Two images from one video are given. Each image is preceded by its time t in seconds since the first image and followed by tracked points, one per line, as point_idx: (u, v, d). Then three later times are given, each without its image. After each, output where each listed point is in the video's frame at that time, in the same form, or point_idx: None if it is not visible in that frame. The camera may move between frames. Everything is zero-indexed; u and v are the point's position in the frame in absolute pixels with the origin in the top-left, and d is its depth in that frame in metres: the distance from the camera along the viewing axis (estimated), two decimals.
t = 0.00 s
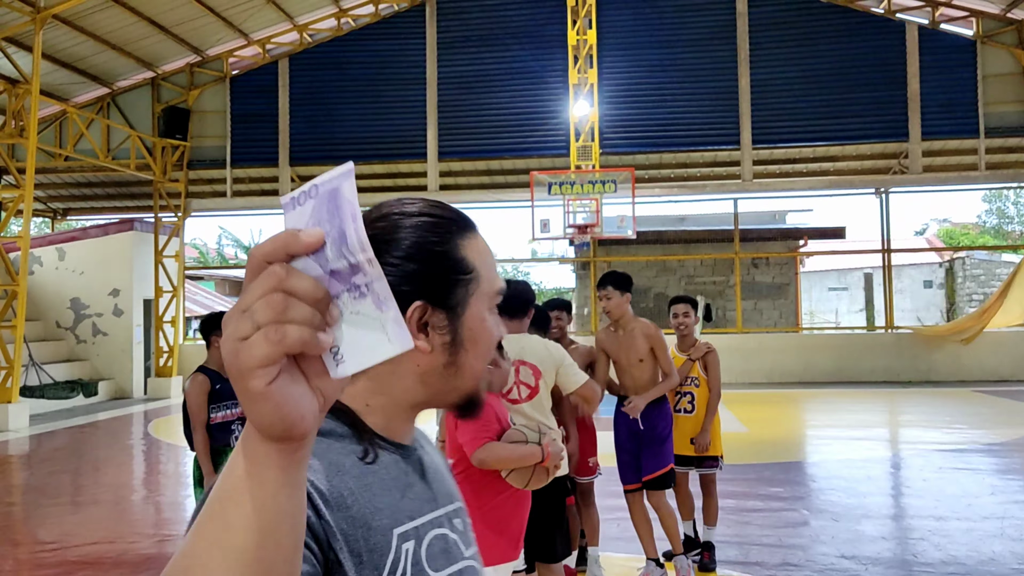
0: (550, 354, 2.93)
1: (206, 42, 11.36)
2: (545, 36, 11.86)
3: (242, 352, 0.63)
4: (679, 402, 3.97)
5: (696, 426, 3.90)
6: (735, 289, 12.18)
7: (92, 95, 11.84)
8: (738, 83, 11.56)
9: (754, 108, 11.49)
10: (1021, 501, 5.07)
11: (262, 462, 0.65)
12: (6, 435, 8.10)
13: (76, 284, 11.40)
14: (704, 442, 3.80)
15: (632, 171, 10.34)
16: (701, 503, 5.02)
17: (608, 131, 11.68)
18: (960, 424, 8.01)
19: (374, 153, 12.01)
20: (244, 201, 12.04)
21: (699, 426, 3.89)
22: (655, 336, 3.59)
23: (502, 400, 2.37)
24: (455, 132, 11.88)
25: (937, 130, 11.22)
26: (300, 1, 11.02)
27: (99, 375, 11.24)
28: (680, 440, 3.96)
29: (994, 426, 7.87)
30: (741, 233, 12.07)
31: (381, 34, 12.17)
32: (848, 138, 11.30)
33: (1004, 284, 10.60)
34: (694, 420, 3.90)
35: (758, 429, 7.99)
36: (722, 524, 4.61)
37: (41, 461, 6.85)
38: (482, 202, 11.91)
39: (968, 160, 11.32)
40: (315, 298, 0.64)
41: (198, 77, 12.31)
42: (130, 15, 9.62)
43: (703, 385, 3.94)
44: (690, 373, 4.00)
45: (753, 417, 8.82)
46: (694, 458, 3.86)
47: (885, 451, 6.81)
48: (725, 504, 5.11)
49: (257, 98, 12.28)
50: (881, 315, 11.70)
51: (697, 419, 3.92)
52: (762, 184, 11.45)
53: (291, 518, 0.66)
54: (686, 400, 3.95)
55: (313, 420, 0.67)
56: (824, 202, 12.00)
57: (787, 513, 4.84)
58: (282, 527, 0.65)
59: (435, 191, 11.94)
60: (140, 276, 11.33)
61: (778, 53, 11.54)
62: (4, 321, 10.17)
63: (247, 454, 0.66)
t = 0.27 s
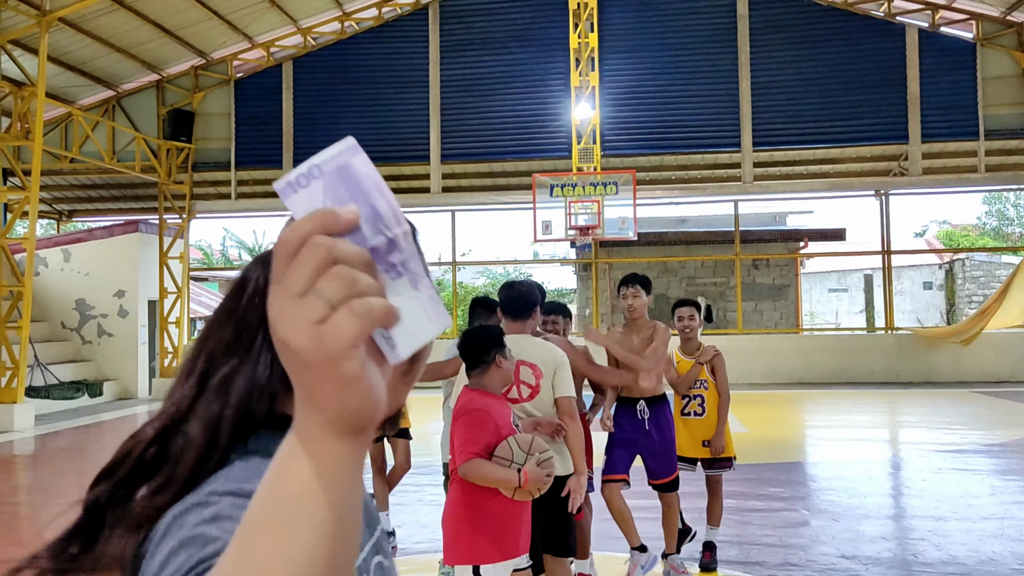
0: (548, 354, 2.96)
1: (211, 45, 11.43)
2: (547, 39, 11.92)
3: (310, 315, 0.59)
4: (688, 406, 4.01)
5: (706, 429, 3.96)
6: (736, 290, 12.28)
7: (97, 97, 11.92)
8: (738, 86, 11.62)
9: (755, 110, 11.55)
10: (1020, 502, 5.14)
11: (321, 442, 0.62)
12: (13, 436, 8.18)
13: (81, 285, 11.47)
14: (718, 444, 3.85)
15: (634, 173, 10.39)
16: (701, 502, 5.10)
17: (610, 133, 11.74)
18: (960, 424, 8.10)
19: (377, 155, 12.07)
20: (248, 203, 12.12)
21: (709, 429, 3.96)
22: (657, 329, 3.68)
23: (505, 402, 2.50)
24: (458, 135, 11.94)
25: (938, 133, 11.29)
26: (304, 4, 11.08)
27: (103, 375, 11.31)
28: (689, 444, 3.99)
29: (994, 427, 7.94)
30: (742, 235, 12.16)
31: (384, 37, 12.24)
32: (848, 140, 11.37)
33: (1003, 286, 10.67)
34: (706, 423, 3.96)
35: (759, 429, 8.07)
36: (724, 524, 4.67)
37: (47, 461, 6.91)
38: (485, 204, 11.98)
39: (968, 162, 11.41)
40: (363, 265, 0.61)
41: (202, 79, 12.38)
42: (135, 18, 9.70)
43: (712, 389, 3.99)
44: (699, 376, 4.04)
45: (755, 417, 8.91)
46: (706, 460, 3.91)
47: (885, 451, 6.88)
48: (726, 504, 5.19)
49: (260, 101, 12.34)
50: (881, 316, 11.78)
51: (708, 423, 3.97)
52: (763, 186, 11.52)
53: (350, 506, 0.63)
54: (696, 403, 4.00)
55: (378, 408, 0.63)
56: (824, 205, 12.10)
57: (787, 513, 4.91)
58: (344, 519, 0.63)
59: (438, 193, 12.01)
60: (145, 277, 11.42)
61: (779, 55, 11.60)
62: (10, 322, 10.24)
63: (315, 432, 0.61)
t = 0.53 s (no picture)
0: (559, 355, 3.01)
1: (214, 47, 11.45)
2: (549, 41, 11.93)
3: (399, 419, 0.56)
4: (687, 406, 4.00)
5: (706, 429, 3.94)
6: (739, 292, 12.26)
7: (100, 99, 11.95)
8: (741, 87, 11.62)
9: (757, 112, 11.55)
10: None
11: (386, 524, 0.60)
12: (17, 437, 8.19)
13: (84, 287, 11.50)
14: (723, 445, 3.88)
15: (636, 174, 10.40)
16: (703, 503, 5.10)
17: (612, 135, 11.75)
18: (964, 425, 8.08)
19: (380, 157, 12.08)
20: (251, 205, 12.14)
21: (709, 429, 3.94)
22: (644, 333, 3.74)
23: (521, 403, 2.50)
24: (461, 137, 11.95)
25: (941, 134, 11.27)
26: (307, 6, 11.10)
27: (107, 376, 11.32)
28: (688, 443, 3.98)
29: (998, 428, 7.91)
30: (745, 236, 12.15)
31: (387, 39, 12.26)
32: (851, 141, 11.37)
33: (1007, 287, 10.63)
34: (705, 423, 3.94)
35: (762, 430, 8.06)
36: (726, 525, 4.67)
37: (50, 462, 6.92)
38: (487, 206, 11.98)
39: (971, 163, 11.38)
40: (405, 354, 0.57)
41: (205, 81, 12.41)
42: (139, 20, 9.73)
43: (711, 390, 3.99)
44: (698, 377, 4.04)
45: (757, 418, 8.90)
46: (707, 461, 3.91)
47: (888, 453, 6.85)
48: (728, 505, 5.18)
49: (263, 103, 12.37)
50: (884, 317, 11.75)
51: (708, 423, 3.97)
52: (765, 187, 11.52)
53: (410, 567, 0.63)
54: (695, 404, 3.98)
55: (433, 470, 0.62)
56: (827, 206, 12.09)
57: (790, 515, 4.90)
58: None
59: (441, 194, 12.02)
60: (148, 278, 11.45)
61: (782, 57, 11.60)
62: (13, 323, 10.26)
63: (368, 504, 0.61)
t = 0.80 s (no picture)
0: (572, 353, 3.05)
1: (217, 48, 11.47)
2: (552, 42, 11.93)
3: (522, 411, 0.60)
4: (683, 408, 4.01)
5: (700, 431, 3.97)
6: (741, 293, 12.26)
7: (104, 101, 11.98)
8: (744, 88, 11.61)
9: (760, 113, 11.54)
10: None
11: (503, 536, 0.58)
12: (21, 437, 8.21)
13: (88, 288, 11.53)
14: (715, 445, 3.88)
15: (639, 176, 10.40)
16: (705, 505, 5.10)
17: (615, 136, 11.75)
18: (967, 427, 8.07)
19: (382, 158, 12.09)
20: (254, 206, 12.17)
21: (703, 430, 3.97)
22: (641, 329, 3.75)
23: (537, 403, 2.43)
24: (463, 138, 11.96)
25: (944, 135, 11.25)
26: (310, 8, 11.11)
27: (111, 378, 11.34)
28: (684, 443, 4.01)
29: (1001, 430, 7.90)
30: (747, 238, 12.15)
31: (390, 40, 12.26)
32: (854, 142, 11.36)
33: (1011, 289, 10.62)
34: (700, 425, 3.98)
35: (765, 432, 8.05)
36: (729, 527, 4.67)
37: (53, 463, 6.94)
38: (490, 207, 11.99)
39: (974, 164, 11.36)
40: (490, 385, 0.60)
41: (208, 83, 12.43)
42: (142, 22, 9.75)
43: (708, 392, 3.99)
44: (694, 381, 4.03)
45: (760, 419, 8.88)
46: (702, 460, 3.93)
47: (891, 454, 6.84)
48: (731, 506, 5.18)
49: (266, 104, 12.38)
50: (887, 318, 11.73)
51: (703, 425, 3.99)
52: (768, 188, 11.53)
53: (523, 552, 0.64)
54: (690, 406, 4.00)
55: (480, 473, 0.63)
56: (829, 207, 12.10)
57: (793, 516, 4.90)
58: None
59: (443, 195, 12.03)
60: (152, 280, 11.49)
61: (784, 58, 11.58)
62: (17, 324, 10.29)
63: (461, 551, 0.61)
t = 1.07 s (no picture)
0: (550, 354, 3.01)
1: (220, 50, 11.50)
2: (554, 43, 11.95)
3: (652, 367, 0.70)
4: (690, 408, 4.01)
5: (711, 429, 3.99)
6: (744, 293, 12.24)
7: (107, 102, 12.00)
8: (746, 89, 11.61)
9: (763, 114, 11.54)
10: None
11: (630, 497, 0.65)
12: (24, 437, 8.23)
13: (91, 289, 11.55)
14: (725, 444, 3.90)
15: (641, 176, 10.40)
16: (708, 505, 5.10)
17: (617, 137, 11.75)
18: (971, 428, 8.04)
19: (385, 159, 12.10)
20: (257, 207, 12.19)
21: (713, 428, 3.99)
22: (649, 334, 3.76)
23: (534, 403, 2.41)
24: (466, 139, 11.97)
25: (947, 135, 11.24)
26: (313, 9, 11.14)
27: (114, 378, 11.36)
28: (692, 443, 4.02)
29: (1004, 431, 7.88)
30: (750, 238, 12.14)
31: (392, 42, 12.27)
32: (856, 143, 11.36)
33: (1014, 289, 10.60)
34: (709, 423, 3.99)
35: (767, 433, 8.03)
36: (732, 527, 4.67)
37: (57, 464, 6.95)
38: (492, 208, 12.00)
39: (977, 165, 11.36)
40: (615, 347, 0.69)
41: (211, 84, 12.44)
42: (145, 24, 9.78)
43: (715, 392, 4.02)
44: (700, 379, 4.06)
45: (763, 420, 8.86)
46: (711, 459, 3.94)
47: (894, 455, 6.83)
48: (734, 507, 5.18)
49: (269, 106, 12.40)
50: (890, 319, 11.72)
51: (711, 423, 4.00)
52: (771, 189, 11.52)
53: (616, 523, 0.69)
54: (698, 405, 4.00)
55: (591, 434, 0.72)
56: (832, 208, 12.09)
57: (796, 517, 4.89)
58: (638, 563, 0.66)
59: (446, 196, 12.04)
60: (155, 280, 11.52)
61: (787, 58, 11.58)
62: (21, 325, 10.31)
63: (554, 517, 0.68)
